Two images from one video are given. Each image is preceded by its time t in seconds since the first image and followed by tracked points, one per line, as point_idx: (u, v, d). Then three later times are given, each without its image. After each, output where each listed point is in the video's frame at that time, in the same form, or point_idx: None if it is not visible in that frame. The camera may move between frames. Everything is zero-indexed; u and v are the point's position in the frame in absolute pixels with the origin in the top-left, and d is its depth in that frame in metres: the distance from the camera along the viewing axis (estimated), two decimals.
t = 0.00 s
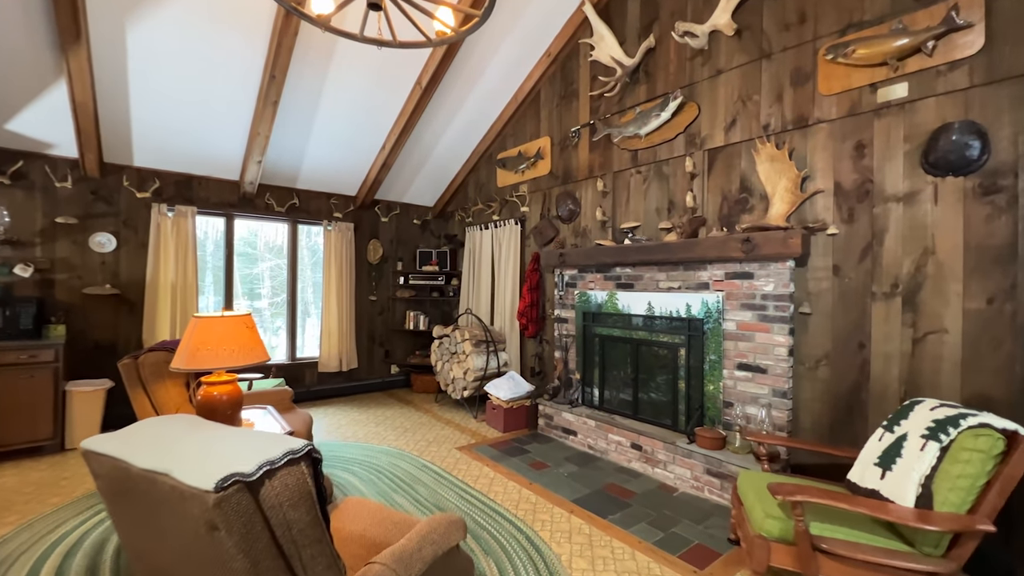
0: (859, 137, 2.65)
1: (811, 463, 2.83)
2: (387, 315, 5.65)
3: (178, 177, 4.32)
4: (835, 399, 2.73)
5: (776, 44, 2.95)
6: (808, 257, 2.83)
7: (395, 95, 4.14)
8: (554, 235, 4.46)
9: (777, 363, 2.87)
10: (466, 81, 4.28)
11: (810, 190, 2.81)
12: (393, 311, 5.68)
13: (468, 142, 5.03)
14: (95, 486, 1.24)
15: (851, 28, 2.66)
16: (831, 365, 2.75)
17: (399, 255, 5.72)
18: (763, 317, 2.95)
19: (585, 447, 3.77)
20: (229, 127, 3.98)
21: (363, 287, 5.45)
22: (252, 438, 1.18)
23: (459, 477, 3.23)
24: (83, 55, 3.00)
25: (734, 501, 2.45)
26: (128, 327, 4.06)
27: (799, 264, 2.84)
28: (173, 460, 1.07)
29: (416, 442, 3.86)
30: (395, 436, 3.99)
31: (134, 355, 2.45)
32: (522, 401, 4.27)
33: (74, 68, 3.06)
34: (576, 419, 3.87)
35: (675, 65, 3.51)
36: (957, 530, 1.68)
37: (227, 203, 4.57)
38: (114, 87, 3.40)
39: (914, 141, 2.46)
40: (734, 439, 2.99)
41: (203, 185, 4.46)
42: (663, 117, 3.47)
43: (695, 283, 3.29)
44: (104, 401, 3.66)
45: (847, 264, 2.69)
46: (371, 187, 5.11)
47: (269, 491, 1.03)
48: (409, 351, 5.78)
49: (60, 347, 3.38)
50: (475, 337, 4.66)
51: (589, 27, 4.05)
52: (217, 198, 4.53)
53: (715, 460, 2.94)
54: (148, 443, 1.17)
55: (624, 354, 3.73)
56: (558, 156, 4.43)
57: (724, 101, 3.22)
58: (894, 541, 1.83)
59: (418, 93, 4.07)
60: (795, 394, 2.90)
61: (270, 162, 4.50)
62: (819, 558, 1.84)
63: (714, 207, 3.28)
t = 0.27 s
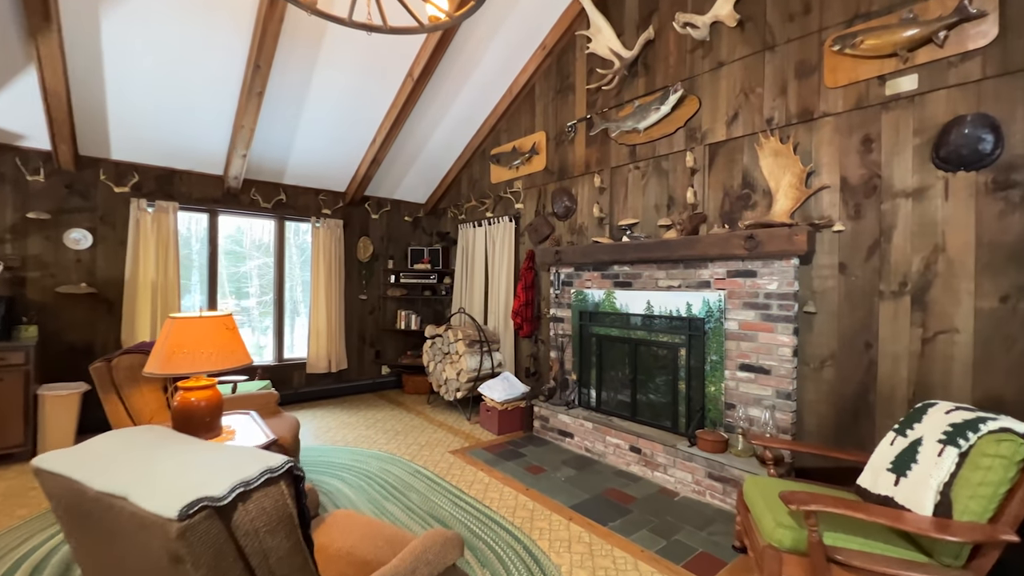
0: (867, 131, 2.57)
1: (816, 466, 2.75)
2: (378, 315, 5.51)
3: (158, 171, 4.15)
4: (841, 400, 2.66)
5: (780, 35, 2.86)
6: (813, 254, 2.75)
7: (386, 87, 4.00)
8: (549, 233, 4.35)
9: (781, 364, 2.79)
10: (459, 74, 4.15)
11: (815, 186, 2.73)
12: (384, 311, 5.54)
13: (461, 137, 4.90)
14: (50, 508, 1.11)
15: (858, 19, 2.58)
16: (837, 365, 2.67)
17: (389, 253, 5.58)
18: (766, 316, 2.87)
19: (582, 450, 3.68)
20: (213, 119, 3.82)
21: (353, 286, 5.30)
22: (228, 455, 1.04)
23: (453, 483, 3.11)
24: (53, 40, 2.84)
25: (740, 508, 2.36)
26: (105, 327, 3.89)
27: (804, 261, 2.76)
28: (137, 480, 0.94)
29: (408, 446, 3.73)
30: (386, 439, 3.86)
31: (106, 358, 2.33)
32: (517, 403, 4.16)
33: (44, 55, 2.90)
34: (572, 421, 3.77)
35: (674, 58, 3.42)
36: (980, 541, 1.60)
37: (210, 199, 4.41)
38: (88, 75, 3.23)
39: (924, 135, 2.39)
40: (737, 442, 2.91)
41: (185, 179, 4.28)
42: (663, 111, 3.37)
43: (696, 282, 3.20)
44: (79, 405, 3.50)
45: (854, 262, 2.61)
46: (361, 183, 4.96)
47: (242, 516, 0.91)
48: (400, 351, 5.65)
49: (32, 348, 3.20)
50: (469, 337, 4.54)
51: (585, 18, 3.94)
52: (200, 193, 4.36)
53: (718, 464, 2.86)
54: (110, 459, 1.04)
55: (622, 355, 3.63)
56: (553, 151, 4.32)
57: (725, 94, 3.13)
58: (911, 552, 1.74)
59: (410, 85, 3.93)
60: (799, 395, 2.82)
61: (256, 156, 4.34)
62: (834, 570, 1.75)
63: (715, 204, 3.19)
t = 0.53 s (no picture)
0: (871, 125, 2.50)
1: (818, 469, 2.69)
2: (368, 314, 5.39)
3: (138, 166, 4.00)
4: (844, 402, 2.59)
5: (782, 28, 2.79)
6: (815, 252, 2.68)
7: (376, 81, 3.89)
8: (544, 230, 4.26)
9: (783, 365, 2.72)
10: (451, 67, 4.04)
11: (817, 182, 2.66)
12: (374, 310, 5.42)
13: (454, 132, 4.79)
14: None
15: (862, 11, 2.51)
16: (840, 366, 2.61)
17: (380, 251, 5.46)
18: (767, 316, 2.80)
19: (578, 453, 3.60)
20: (195, 111, 3.68)
21: (342, 285, 5.18)
22: (194, 481, 0.93)
23: (446, 488, 3.01)
24: (22, 25, 2.69)
25: (742, 513, 2.30)
26: (82, 327, 3.74)
27: (806, 260, 2.69)
28: (89, 506, 0.84)
29: (399, 450, 3.62)
30: (377, 443, 3.75)
31: (77, 362, 2.23)
32: (511, 404, 4.08)
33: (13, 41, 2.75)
34: (568, 423, 3.69)
35: (672, 51, 3.34)
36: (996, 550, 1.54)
37: (193, 194, 4.26)
38: (62, 64, 3.08)
39: (930, 130, 2.33)
40: (737, 445, 2.84)
41: (166, 174, 4.13)
42: (661, 106, 3.29)
43: (695, 280, 3.13)
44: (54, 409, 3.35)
45: (858, 260, 2.55)
46: (350, 179, 4.84)
47: (209, 543, 0.82)
48: (391, 351, 5.53)
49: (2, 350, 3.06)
50: (461, 337, 4.43)
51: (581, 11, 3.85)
52: (182, 189, 4.22)
53: (717, 467, 2.79)
54: (60, 478, 0.94)
55: (619, 355, 3.55)
56: (548, 147, 4.23)
57: (725, 89, 3.05)
58: (923, 561, 1.68)
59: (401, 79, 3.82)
60: (801, 396, 2.76)
61: (241, 150, 4.20)
62: None
63: (714, 201, 3.12)
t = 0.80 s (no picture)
0: (875, 118, 2.44)
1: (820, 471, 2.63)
2: (358, 313, 5.26)
3: (115, 159, 3.84)
4: (847, 402, 2.53)
5: (783, 18, 2.72)
6: (818, 249, 2.61)
7: (364, 72, 3.76)
8: (538, 227, 4.17)
9: (784, 365, 2.65)
10: (443, 59, 3.93)
11: (820, 177, 2.59)
12: (364, 309, 5.29)
13: (445, 127, 4.67)
14: None
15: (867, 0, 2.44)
16: (843, 366, 2.55)
17: (369, 248, 5.33)
18: (768, 314, 2.72)
19: (573, 455, 3.51)
20: (175, 102, 3.53)
21: (330, 283, 5.04)
22: (148, 502, 0.82)
23: (437, 493, 2.90)
24: None
25: (745, 518, 2.21)
26: (56, 327, 3.58)
27: (808, 257, 2.62)
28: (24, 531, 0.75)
29: (389, 453, 3.51)
30: (366, 446, 3.63)
31: (42, 364, 2.10)
32: (504, 405, 3.98)
33: None
34: (563, 424, 3.60)
35: (670, 43, 3.25)
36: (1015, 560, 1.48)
37: (174, 189, 4.11)
38: (31, 50, 2.93)
39: (937, 123, 2.26)
40: (737, 447, 2.77)
41: (146, 167, 3.98)
42: (658, 99, 3.21)
43: (693, 278, 3.05)
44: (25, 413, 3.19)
45: (861, 257, 2.48)
46: (338, 174, 4.70)
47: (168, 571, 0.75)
48: (381, 351, 5.40)
49: None
50: (453, 337, 4.33)
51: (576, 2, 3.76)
52: (163, 183, 4.06)
53: (717, 470, 2.72)
54: None
55: (615, 355, 3.47)
56: (542, 142, 4.13)
57: (724, 82, 2.98)
58: (937, 569, 1.61)
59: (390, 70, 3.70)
60: (802, 397, 2.69)
61: (224, 144, 4.05)
62: None
63: (713, 196, 3.04)
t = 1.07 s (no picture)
0: (880, 110, 2.37)
1: (822, 473, 2.56)
2: (346, 312, 5.12)
3: (90, 151, 3.67)
4: (850, 402, 2.46)
5: (785, 7, 2.64)
6: (820, 245, 2.54)
7: (352, 62, 3.63)
8: (531, 224, 4.07)
9: (786, 364, 2.58)
10: (434, 50, 3.81)
11: (823, 170, 2.52)
12: (352, 307, 5.16)
13: (436, 120, 4.55)
14: None
15: None
16: (846, 365, 2.48)
17: (358, 245, 5.19)
18: (769, 312, 2.65)
19: (568, 457, 3.42)
20: (153, 92, 3.38)
21: (318, 281, 4.90)
22: (80, 530, 0.71)
23: (428, 498, 2.79)
24: None
25: (749, 524, 2.13)
26: (27, 327, 3.42)
27: (811, 253, 2.55)
28: None
29: (378, 456, 3.39)
30: (354, 449, 3.51)
31: (4, 367, 1.98)
32: (498, 406, 3.88)
33: None
34: (557, 425, 3.50)
35: (668, 34, 3.16)
36: None
37: (153, 183, 3.95)
38: None
39: (944, 115, 2.20)
40: (738, 448, 2.69)
41: (123, 160, 3.82)
42: (656, 91, 3.12)
43: (692, 275, 2.97)
44: None
45: (865, 253, 2.42)
46: (326, 169, 4.56)
47: None
48: (370, 350, 5.28)
49: None
50: (445, 336, 4.21)
51: None
52: (141, 176, 3.90)
53: (717, 472, 2.64)
54: None
55: (611, 354, 3.38)
56: (536, 136, 4.03)
57: (724, 73, 2.89)
58: None
59: (380, 60, 3.57)
60: (804, 397, 2.62)
61: (206, 136, 3.90)
62: None
63: (713, 191, 2.96)
